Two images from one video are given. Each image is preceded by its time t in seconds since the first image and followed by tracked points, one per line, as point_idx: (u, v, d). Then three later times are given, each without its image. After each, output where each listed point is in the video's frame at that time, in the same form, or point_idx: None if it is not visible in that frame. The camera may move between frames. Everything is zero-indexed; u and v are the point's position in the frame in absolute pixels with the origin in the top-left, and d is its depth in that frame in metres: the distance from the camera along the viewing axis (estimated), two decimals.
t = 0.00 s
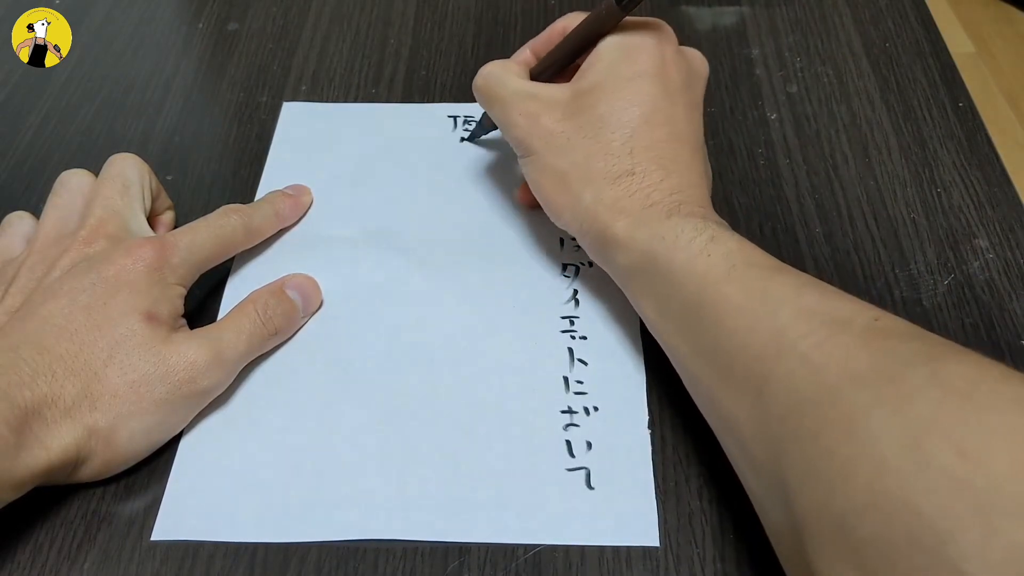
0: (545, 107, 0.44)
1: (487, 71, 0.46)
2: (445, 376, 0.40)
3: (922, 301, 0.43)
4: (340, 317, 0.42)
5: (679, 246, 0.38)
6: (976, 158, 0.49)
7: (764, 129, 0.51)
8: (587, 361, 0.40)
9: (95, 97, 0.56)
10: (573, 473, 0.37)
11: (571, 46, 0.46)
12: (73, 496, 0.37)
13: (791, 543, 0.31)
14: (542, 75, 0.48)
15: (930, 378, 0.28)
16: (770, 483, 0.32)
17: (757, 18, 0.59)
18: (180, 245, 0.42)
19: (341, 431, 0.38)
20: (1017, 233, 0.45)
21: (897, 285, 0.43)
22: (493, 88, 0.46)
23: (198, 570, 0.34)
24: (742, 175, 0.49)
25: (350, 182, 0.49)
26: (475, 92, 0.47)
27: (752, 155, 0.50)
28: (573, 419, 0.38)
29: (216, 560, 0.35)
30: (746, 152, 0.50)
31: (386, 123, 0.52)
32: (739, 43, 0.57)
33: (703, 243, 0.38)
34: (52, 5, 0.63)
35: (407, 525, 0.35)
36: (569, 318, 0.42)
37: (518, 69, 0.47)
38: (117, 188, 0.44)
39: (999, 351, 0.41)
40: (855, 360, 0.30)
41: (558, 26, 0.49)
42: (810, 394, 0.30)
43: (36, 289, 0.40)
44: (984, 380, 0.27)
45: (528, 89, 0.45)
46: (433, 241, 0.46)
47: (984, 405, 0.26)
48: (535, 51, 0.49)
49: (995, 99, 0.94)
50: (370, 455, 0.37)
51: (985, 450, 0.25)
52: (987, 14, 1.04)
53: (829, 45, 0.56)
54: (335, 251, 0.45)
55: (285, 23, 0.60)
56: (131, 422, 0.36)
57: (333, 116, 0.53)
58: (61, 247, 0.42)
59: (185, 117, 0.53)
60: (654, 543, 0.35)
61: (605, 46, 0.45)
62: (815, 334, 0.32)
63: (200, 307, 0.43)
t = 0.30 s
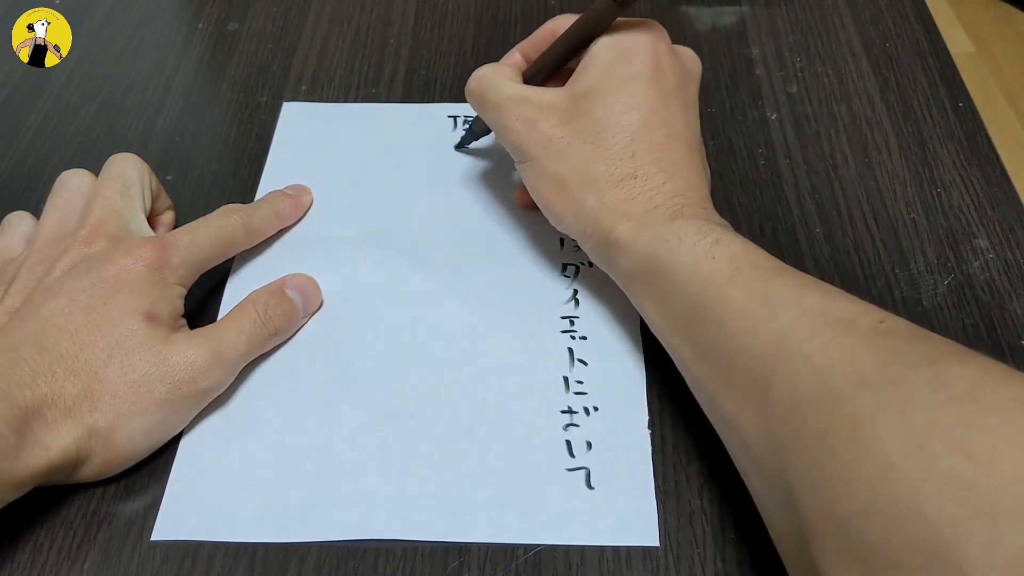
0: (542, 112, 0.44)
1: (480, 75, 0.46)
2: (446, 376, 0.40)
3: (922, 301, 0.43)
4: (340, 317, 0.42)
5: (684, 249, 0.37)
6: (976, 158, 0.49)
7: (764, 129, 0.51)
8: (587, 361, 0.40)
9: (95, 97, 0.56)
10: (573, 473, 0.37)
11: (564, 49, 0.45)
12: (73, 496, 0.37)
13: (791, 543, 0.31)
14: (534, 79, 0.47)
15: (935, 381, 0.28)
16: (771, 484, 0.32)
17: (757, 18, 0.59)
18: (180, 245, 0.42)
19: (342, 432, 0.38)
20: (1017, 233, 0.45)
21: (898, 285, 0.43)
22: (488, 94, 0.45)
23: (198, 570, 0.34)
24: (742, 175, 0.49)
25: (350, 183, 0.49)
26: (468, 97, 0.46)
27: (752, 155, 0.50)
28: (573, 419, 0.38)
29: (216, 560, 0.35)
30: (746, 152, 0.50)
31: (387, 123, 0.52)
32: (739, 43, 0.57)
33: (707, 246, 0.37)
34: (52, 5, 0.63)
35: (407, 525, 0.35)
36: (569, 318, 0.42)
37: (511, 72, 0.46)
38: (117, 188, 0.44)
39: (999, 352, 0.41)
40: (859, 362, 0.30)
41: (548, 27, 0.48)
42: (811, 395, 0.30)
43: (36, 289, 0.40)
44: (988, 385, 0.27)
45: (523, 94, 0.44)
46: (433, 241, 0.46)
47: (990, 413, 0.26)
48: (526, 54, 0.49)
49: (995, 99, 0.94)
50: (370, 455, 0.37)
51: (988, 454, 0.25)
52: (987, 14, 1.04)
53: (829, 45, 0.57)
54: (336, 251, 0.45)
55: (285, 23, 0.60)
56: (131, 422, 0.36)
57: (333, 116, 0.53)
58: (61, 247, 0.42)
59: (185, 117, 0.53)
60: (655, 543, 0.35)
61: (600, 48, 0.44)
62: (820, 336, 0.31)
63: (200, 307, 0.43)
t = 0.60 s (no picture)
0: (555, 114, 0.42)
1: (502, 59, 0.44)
2: (446, 376, 0.40)
3: (922, 301, 0.43)
4: (340, 317, 0.42)
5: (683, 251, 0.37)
6: (976, 158, 0.49)
7: (764, 129, 0.51)
8: (588, 361, 0.40)
9: (95, 97, 0.56)
10: (573, 473, 0.37)
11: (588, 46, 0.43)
12: (73, 496, 0.37)
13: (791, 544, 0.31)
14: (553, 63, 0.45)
15: (932, 393, 0.28)
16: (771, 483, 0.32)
17: (757, 18, 0.59)
18: (180, 245, 0.42)
19: (342, 431, 0.38)
20: (1017, 233, 0.45)
21: (898, 285, 0.43)
22: (502, 83, 0.43)
23: (197, 570, 0.34)
24: (742, 175, 0.49)
25: (350, 183, 0.49)
26: (484, 78, 0.45)
27: (752, 155, 0.50)
28: (573, 419, 0.38)
29: (216, 560, 0.35)
30: (746, 152, 0.50)
31: (388, 123, 0.52)
32: (739, 43, 0.57)
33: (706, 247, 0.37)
34: (52, 5, 0.63)
35: (408, 525, 0.35)
36: (569, 317, 0.42)
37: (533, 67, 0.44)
38: (117, 188, 0.44)
39: (999, 351, 0.41)
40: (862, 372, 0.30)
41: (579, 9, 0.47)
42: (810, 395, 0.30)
43: (36, 289, 0.40)
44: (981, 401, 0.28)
45: (541, 90, 0.42)
46: (434, 241, 0.46)
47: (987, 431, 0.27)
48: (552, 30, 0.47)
49: (995, 99, 0.94)
50: (370, 455, 0.37)
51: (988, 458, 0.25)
52: (987, 14, 1.04)
53: (829, 45, 0.57)
54: (337, 250, 0.45)
55: (285, 23, 0.60)
56: (131, 422, 0.36)
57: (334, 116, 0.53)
58: (61, 247, 0.42)
59: (185, 117, 0.53)
60: (655, 543, 0.35)
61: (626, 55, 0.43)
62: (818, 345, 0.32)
63: (200, 307, 0.43)
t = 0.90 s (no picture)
0: (564, 156, 0.42)
1: (501, 119, 0.44)
2: (446, 376, 0.40)
3: (922, 301, 0.43)
4: (340, 318, 0.42)
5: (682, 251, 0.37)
6: (976, 158, 0.49)
7: (764, 129, 0.51)
8: (587, 361, 0.40)
9: (95, 97, 0.56)
10: (573, 473, 0.37)
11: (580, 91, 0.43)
12: (73, 496, 0.37)
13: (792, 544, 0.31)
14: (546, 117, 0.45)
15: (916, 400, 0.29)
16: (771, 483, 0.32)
17: (757, 18, 0.59)
18: (180, 245, 0.42)
19: (341, 432, 0.38)
20: (1017, 233, 0.45)
21: (897, 285, 0.43)
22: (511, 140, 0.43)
23: (197, 570, 0.34)
24: (741, 175, 0.49)
25: (350, 183, 0.49)
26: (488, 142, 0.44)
27: (752, 155, 0.50)
28: (573, 419, 0.38)
29: (216, 560, 0.35)
30: (746, 152, 0.50)
31: (388, 123, 0.52)
32: (739, 43, 0.57)
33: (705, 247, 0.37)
34: (52, 5, 0.63)
35: (408, 525, 0.35)
36: (569, 317, 0.42)
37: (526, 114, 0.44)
38: (117, 188, 0.44)
39: (999, 352, 0.41)
40: (869, 387, 0.30)
41: (558, 70, 0.46)
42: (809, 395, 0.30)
43: (36, 289, 0.40)
44: (972, 421, 0.29)
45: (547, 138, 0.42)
46: (434, 241, 0.46)
47: (981, 442, 0.28)
48: (532, 93, 0.46)
49: (995, 99, 0.94)
50: (370, 455, 0.37)
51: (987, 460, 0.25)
52: (987, 14, 1.04)
53: (829, 45, 0.56)
54: (338, 250, 0.45)
55: (285, 23, 0.60)
56: (132, 422, 0.36)
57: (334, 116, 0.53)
58: (61, 247, 0.42)
59: (185, 117, 0.53)
60: (654, 543, 0.35)
61: (619, 91, 0.42)
62: (819, 351, 0.32)
63: (200, 307, 0.43)
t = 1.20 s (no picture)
0: (588, 160, 0.39)
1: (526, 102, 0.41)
2: (447, 377, 0.40)
3: (923, 301, 0.43)
4: (340, 318, 0.42)
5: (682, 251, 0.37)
6: (976, 158, 0.49)
7: (764, 129, 0.51)
8: (587, 361, 0.40)
9: (95, 97, 0.56)
10: (573, 473, 0.37)
11: (617, 84, 0.41)
12: (73, 496, 0.37)
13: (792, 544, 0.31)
14: (575, 106, 0.44)
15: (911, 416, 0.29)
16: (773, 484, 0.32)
17: (757, 18, 0.59)
18: (180, 245, 0.42)
19: (342, 431, 0.38)
20: (1017, 233, 0.45)
21: (898, 285, 0.43)
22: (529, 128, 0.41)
23: (197, 570, 0.34)
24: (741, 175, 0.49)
25: (349, 184, 0.49)
26: (506, 125, 0.42)
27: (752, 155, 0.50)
28: (573, 419, 0.38)
29: (216, 560, 0.35)
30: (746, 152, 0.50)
31: (388, 123, 0.52)
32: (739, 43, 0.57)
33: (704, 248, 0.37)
34: (52, 5, 0.63)
35: (408, 525, 0.35)
36: (569, 317, 0.42)
37: (551, 103, 0.42)
38: (117, 188, 0.44)
39: (999, 352, 0.41)
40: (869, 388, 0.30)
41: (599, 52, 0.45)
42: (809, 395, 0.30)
43: (36, 289, 0.40)
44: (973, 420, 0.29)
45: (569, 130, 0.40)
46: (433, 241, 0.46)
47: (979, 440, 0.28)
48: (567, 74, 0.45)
49: (995, 99, 0.94)
50: (370, 455, 0.37)
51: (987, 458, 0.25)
52: (987, 14, 1.04)
53: (828, 45, 0.56)
54: (338, 250, 0.45)
55: (285, 23, 0.60)
56: (132, 422, 0.36)
57: (335, 115, 0.53)
58: (61, 247, 0.42)
59: (185, 117, 0.53)
60: (654, 543, 0.35)
61: (659, 95, 0.40)
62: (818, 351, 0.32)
63: (200, 307, 0.43)
